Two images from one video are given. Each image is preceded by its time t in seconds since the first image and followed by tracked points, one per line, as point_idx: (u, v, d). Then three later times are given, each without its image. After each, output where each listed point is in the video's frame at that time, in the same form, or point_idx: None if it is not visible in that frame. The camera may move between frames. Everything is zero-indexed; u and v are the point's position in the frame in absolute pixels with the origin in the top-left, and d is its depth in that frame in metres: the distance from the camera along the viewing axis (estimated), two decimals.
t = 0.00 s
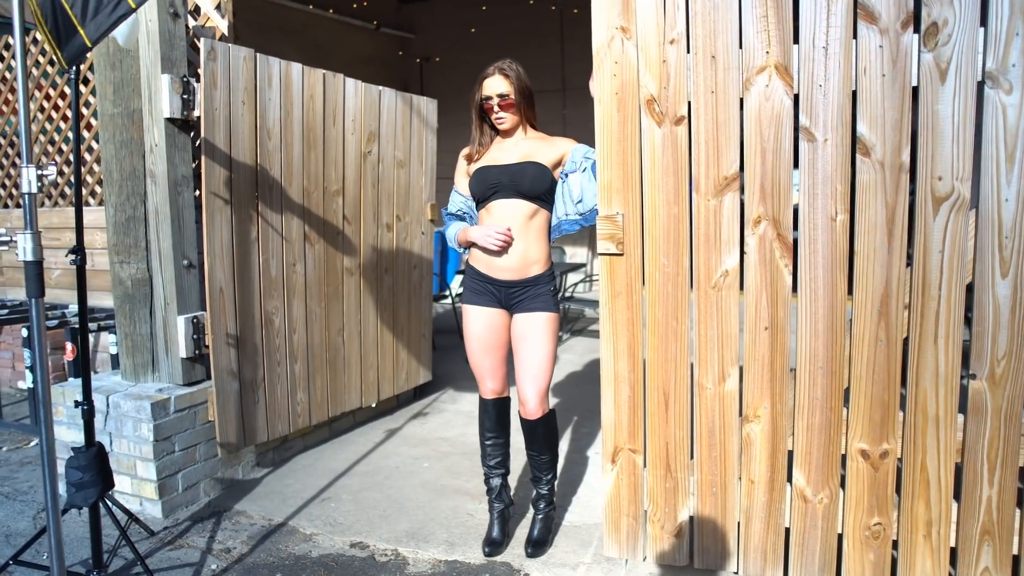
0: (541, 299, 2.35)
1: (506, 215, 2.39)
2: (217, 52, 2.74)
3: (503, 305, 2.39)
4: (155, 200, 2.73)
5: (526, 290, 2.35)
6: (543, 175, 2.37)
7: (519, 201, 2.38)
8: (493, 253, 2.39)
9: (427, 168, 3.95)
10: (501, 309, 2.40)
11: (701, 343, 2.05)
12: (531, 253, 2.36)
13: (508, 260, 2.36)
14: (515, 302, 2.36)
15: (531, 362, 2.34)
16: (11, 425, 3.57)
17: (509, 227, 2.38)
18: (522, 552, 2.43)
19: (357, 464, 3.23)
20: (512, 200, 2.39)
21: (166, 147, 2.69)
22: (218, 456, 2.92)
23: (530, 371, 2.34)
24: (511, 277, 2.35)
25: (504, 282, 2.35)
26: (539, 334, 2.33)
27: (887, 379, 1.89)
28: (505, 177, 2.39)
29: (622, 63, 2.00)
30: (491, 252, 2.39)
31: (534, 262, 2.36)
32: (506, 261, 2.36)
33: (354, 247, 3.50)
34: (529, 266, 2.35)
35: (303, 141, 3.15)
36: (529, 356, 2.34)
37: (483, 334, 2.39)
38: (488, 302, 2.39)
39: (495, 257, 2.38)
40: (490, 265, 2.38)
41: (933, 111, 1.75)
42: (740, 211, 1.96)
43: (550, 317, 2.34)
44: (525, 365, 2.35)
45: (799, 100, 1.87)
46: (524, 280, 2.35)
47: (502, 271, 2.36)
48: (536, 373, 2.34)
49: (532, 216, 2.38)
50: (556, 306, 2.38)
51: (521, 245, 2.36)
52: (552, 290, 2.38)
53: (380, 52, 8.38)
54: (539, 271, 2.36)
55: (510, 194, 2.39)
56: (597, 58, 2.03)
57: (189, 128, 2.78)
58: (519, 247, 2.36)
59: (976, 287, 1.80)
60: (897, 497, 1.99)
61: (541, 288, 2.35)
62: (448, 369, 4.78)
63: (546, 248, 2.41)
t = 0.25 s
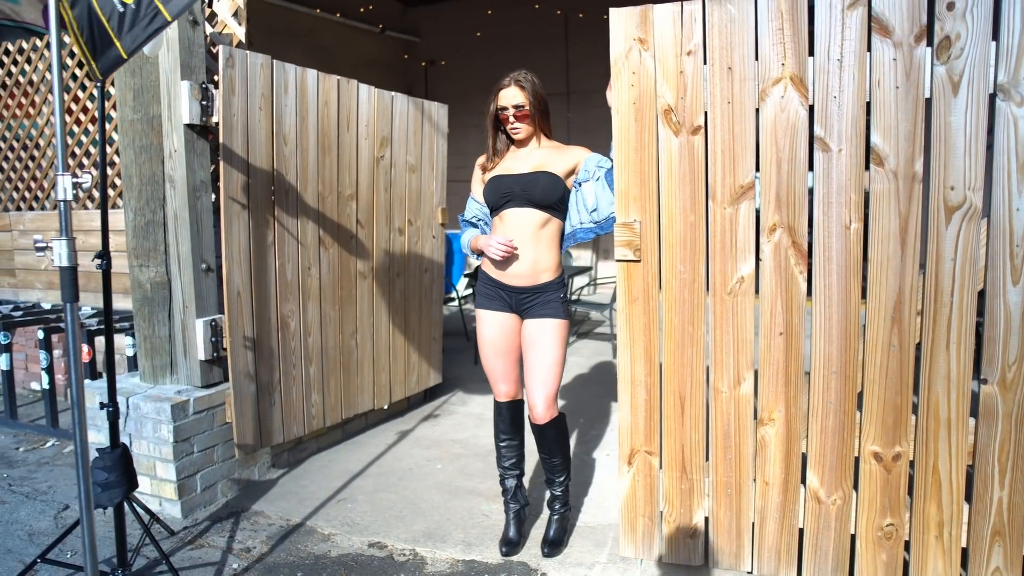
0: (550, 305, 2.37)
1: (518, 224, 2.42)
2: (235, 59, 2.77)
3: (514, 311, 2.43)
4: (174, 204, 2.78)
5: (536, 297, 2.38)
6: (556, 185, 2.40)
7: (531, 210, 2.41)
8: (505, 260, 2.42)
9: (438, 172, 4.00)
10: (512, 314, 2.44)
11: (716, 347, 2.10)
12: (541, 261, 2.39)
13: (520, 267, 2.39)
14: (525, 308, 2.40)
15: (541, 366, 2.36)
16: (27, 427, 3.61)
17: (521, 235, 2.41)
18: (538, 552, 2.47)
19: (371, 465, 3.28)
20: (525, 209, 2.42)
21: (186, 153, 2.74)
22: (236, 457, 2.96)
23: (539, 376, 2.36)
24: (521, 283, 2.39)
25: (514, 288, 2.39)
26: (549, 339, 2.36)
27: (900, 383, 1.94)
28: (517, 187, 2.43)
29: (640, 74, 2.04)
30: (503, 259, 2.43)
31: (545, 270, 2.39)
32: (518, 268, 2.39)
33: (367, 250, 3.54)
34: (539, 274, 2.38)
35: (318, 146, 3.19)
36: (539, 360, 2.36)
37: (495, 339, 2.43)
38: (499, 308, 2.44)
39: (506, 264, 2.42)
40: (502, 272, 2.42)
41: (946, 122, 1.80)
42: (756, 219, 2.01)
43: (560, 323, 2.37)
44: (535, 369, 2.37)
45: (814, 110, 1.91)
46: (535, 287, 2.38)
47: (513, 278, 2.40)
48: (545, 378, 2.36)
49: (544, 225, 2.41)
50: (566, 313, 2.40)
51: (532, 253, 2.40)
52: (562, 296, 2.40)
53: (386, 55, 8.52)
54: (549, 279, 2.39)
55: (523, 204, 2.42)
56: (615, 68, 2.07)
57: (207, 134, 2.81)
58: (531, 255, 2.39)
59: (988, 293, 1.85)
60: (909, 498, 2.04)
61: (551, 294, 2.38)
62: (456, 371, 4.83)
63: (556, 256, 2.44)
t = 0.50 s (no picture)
0: (553, 304, 2.42)
1: (523, 223, 2.47)
2: (246, 60, 2.81)
3: (516, 308, 2.47)
4: (183, 203, 2.81)
5: (539, 295, 2.43)
6: (561, 186, 2.45)
7: (536, 211, 2.46)
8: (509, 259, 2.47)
9: (439, 172, 4.05)
10: (514, 312, 2.48)
11: (719, 343, 2.16)
12: (545, 260, 2.44)
13: (523, 265, 2.44)
14: (527, 306, 2.44)
15: (543, 363, 2.40)
16: (29, 424, 3.62)
17: (526, 235, 2.46)
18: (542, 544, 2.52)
19: (374, 461, 3.32)
20: (530, 210, 2.46)
21: (196, 152, 2.77)
22: (241, 453, 2.99)
23: (541, 372, 2.40)
24: (524, 281, 2.43)
25: (517, 286, 2.44)
26: (552, 337, 2.40)
27: (897, 378, 2.01)
28: (522, 188, 2.47)
29: (648, 77, 2.10)
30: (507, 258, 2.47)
31: (548, 268, 2.44)
32: (522, 267, 2.44)
33: (370, 249, 3.58)
34: (542, 273, 2.43)
35: (324, 146, 3.24)
36: (541, 357, 2.40)
37: (499, 335, 2.47)
38: (502, 305, 2.47)
39: (510, 262, 2.46)
40: (506, 270, 2.47)
41: (944, 125, 1.87)
42: (760, 218, 2.08)
43: (562, 321, 2.41)
44: (537, 366, 2.41)
45: (817, 114, 1.98)
46: (537, 285, 2.42)
47: (516, 276, 2.44)
48: (548, 375, 2.40)
49: (548, 225, 2.46)
50: (568, 311, 2.45)
51: (536, 252, 2.44)
52: (563, 295, 2.45)
53: (382, 56, 8.59)
54: (551, 278, 2.43)
55: (528, 204, 2.46)
56: (623, 72, 2.13)
57: (217, 133, 2.85)
58: (535, 253, 2.44)
59: (982, 290, 1.92)
60: (904, 489, 2.11)
61: (553, 293, 2.43)
62: (454, 370, 4.88)
63: (560, 256, 2.49)
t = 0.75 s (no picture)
0: (543, 302, 2.48)
1: (514, 223, 2.52)
2: (239, 62, 2.84)
3: (507, 306, 2.51)
4: (177, 203, 2.83)
5: (529, 293, 2.48)
6: (551, 188, 2.50)
7: (526, 211, 2.51)
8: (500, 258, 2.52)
9: (428, 173, 4.09)
10: (505, 309, 2.52)
11: (707, 339, 2.22)
12: (535, 259, 2.49)
13: (513, 264, 2.49)
14: (518, 304, 2.49)
15: (534, 359, 2.45)
16: (17, 424, 3.62)
17: (516, 234, 2.51)
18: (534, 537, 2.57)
19: (365, 459, 3.35)
20: (520, 210, 2.52)
21: (190, 153, 2.80)
22: (235, 451, 3.01)
23: (533, 368, 2.45)
24: (515, 280, 2.48)
25: (508, 284, 2.49)
26: (542, 334, 2.46)
27: (877, 372, 2.09)
28: (513, 189, 2.52)
29: (637, 82, 2.17)
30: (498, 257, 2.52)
31: (538, 267, 2.49)
32: (512, 265, 2.49)
33: (361, 249, 3.62)
34: (532, 271, 2.49)
35: (316, 146, 3.27)
36: (532, 353, 2.46)
37: (489, 333, 2.52)
38: (493, 303, 2.52)
39: (501, 261, 2.51)
40: (497, 268, 2.52)
41: (922, 130, 1.95)
42: (746, 218, 2.15)
43: (552, 319, 2.47)
44: (529, 363, 2.46)
45: (801, 118, 2.05)
46: (528, 283, 2.48)
47: (507, 275, 2.49)
48: (539, 371, 2.45)
49: (538, 225, 2.52)
50: (557, 309, 2.51)
51: (527, 251, 2.49)
52: (553, 293, 2.51)
53: (367, 57, 8.60)
54: (541, 276, 2.49)
55: (518, 205, 2.52)
56: (614, 76, 2.19)
57: (210, 134, 2.87)
58: (524, 253, 2.49)
59: (958, 288, 2.00)
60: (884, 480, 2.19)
61: (543, 291, 2.49)
62: (442, 369, 4.92)
63: (549, 255, 2.54)
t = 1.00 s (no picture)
0: (534, 298, 2.54)
1: (504, 223, 2.58)
2: (234, 65, 2.89)
3: (499, 304, 2.58)
4: (173, 204, 2.87)
5: (521, 290, 2.54)
6: (539, 189, 2.57)
7: (516, 211, 2.58)
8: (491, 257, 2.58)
9: (419, 174, 4.15)
10: (498, 307, 2.58)
11: (692, 335, 2.30)
12: (525, 256, 2.55)
13: (505, 262, 2.55)
14: (510, 301, 2.55)
15: (526, 355, 2.52)
16: (10, 423, 3.64)
17: (507, 234, 2.57)
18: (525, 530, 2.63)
19: (358, 456, 3.40)
20: (510, 210, 2.58)
21: (186, 155, 2.85)
22: (230, 448, 3.06)
23: (525, 364, 2.52)
24: (507, 278, 2.54)
25: (499, 283, 2.55)
26: (533, 330, 2.52)
27: (856, 367, 2.16)
28: (502, 191, 2.58)
29: (625, 87, 2.24)
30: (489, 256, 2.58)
31: (529, 265, 2.55)
32: (503, 264, 2.55)
33: (353, 249, 3.67)
34: (524, 269, 2.54)
35: (309, 148, 3.32)
36: (524, 349, 2.52)
37: (482, 331, 2.58)
38: (486, 302, 2.58)
39: (493, 260, 2.57)
40: (489, 267, 2.58)
41: (897, 134, 2.04)
42: (730, 219, 2.22)
43: (543, 316, 2.53)
44: (520, 358, 2.52)
45: (782, 122, 2.13)
46: (519, 281, 2.53)
47: (499, 273, 2.55)
48: (530, 366, 2.52)
49: (528, 224, 2.58)
50: (548, 305, 2.57)
51: (517, 249, 2.55)
52: (544, 290, 2.56)
53: (355, 58, 8.64)
54: (532, 273, 2.55)
55: (508, 206, 2.58)
56: (602, 81, 2.25)
57: (206, 136, 2.92)
58: (515, 251, 2.55)
59: (932, 285, 2.09)
60: (863, 471, 2.27)
61: (534, 288, 2.54)
62: (432, 368, 4.98)
63: (539, 252, 2.60)
